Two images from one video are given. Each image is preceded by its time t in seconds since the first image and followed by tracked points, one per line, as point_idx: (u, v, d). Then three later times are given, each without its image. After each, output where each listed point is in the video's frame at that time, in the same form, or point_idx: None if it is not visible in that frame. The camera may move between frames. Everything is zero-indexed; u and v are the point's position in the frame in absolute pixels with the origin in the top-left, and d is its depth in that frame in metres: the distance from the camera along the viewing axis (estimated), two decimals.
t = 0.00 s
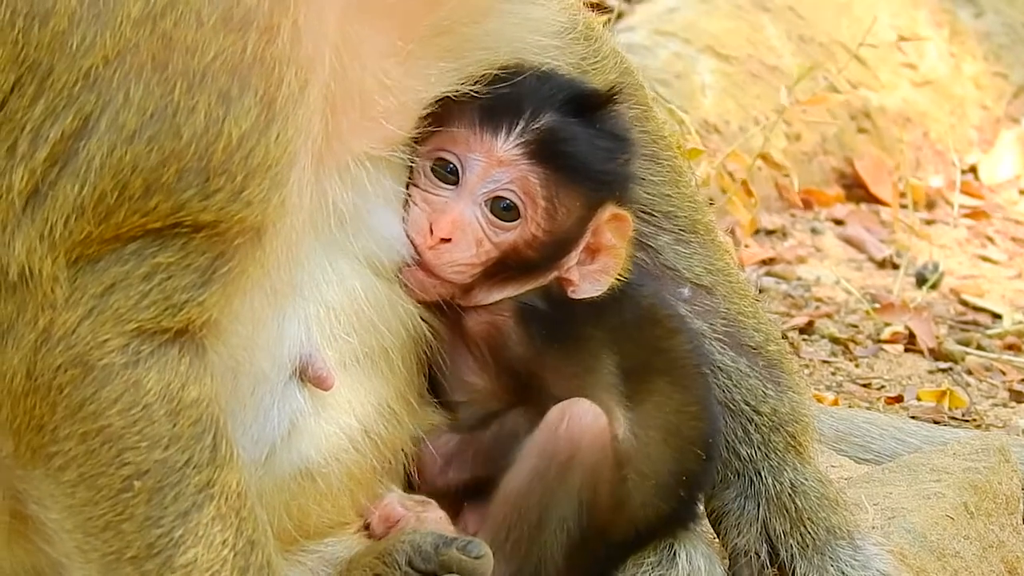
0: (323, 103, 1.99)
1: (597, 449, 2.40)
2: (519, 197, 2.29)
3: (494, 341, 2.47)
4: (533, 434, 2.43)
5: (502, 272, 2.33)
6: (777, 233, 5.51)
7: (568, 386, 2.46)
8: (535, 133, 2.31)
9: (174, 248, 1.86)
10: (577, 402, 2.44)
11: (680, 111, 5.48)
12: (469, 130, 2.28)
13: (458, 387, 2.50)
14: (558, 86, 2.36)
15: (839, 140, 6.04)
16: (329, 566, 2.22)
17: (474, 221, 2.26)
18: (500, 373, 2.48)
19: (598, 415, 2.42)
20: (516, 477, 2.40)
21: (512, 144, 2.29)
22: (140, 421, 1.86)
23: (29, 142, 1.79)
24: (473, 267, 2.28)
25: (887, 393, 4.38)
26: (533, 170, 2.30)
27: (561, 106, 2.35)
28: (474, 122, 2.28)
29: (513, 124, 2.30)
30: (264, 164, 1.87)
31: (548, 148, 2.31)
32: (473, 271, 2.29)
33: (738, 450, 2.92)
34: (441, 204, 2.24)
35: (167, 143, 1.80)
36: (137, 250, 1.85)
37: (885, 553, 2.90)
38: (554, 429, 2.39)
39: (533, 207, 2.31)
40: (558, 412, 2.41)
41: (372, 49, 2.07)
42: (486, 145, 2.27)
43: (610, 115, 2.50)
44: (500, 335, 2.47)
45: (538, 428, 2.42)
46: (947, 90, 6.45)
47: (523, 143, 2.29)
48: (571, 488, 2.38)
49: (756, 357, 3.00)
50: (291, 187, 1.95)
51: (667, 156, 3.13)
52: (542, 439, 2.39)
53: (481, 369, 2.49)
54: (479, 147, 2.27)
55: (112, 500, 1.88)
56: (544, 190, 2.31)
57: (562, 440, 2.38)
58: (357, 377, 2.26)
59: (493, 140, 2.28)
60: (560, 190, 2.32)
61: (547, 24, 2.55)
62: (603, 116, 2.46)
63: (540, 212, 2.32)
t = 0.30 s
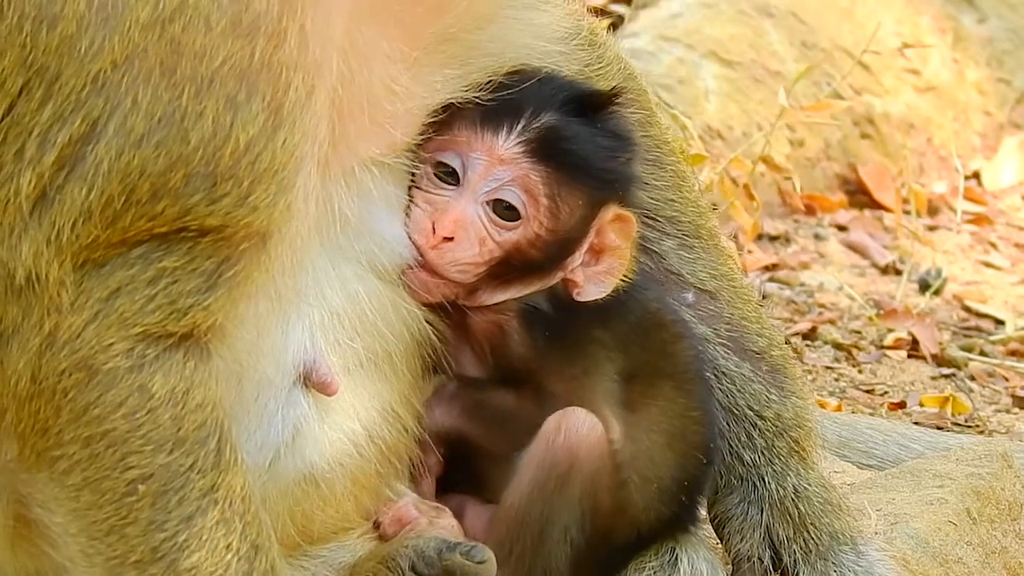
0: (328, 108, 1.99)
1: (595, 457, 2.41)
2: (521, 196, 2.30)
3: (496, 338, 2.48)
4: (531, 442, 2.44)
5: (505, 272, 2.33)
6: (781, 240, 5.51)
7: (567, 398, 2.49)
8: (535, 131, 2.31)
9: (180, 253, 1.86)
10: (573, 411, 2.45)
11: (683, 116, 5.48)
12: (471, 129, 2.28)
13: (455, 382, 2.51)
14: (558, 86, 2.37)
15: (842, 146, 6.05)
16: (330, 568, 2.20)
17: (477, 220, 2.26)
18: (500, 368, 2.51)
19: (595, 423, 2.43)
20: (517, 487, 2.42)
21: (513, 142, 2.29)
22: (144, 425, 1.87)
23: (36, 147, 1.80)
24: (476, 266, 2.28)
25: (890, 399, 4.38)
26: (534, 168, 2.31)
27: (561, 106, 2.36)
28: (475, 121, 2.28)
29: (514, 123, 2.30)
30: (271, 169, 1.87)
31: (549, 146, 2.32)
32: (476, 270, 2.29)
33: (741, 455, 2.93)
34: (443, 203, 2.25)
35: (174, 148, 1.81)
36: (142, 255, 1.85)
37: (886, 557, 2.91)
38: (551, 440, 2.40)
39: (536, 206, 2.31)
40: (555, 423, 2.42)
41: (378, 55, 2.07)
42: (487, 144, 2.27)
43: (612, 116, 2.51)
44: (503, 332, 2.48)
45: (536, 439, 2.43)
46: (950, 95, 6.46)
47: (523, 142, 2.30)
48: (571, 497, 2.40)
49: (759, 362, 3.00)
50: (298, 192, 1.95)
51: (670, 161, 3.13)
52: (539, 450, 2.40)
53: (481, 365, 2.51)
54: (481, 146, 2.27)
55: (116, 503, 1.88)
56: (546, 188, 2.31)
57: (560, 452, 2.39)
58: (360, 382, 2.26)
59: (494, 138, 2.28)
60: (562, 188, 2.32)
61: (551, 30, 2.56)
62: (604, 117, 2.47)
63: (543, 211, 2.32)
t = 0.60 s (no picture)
0: (332, 113, 2.00)
1: (596, 463, 2.41)
2: (522, 197, 2.32)
3: (498, 338, 2.48)
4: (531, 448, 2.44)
5: (506, 275, 2.34)
6: (782, 244, 5.52)
7: (570, 399, 2.49)
8: (536, 133, 2.34)
9: (183, 257, 1.87)
10: (572, 416, 2.44)
11: (686, 121, 5.49)
12: (472, 132, 2.30)
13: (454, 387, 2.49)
14: (559, 89, 2.40)
15: (843, 151, 6.06)
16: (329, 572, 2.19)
17: (478, 222, 2.28)
18: (496, 368, 2.51)
19: (595, 430, 2.43)
20: (519, 494, 2.42)
21: (513, 143, 2.32)
22: (147, 429, 1.87)
23: (40, 151, 1.80)
24: (477, 267, 2.30)
25: (891, 404, 4.38)
26: (535, 169, 2.33)
27: (562, 108, 2.39)
28: (477, 123, 2.31)
29: (514, 125, 2.33)
30: (274, 173, 1.88)
31: (550, 147, 2.34)
32: (477, 272, 2.30)
33: (744, 459, 2.93)
34: (445, 205, 2.26)
35: (179, 152, 1.81)
36: (145, 259, 1.86)
37: (887, 561, 2.92)
38: (552, 448, 2.39)
39: (537, 207, 2.33)
40: (555, 430, 2.41)
41: (382, 59, 2.08)
42: (489, 146, 2.30)
43: (613, 120, 2.54)
44: (503, 332, 2.48)
45: (535, 445, 2.42)
46: (948, 100, 6.44)
47: (524, 144, 2.32)
48: (573, 504, 2.40)
49: (761, 366, 3.00)
50: (301, 197, 1.96)
51: (671, 166, 3.14)
52: (539, 458, 2.39)
53: (477, 364, 2.50)
54: (482, 148, 2.30)
55: (118, 507, 1.89)
56: (547, 190, 2.33)
57: (561, 459, 2.39)
58: (361, 387, 2.26)
59: (495, 140, 2.30)
60: (563, 189, 2.34)
61: (552, 35, 2.57)
62: (605, 121, 2.49)
63: (544, 212, 2.34)
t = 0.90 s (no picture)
0: (334, 110, 2.00)
1: (591, 461, 2.42)
2: (522, 205, 2.33)
3: (499, 342, 2.47)
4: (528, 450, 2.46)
5: (506, 280, 2.35)
6: (780, 246, 5.52)
7: (570, 399, 2.48)
8: (539, 140, 2.35)
9: (185, 258, 1.86)
10: (568, 417, 2.46)
11: (683, 123, 5.49)
12: (473, 137, 2.30)
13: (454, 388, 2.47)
14: (563, 94, 2.40)
15: (840, 153, 6.07)
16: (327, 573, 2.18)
17: (478, 228, 2.29)
18: (498, 374, 2.49)
19: (590, 430, 2.44)
20: (514, 496, 2.44)
21: (515, 151, 2.32)
22: (149, 430, 1.87)
23: (45, 150, 1.80)
24: (477, 273, 2.30)
25: (889, 406, 4.38)
26: (536, 177, 2.34)
27: (564, 114, 2.39)
28: (479, 127, 2.30)
29: (517, 132, 2.33)
30: (277, 174, 1.87)
31: (551, 155, 2.35)
32: (476, 278, 2.31)
33: (742, 460, 2.94)
34: (445, 210, 2.26)
35: (183, 153, 1.81)
36: (146, 260, 1.85)
37: (886, 562, 2.91)
38: (546, 449, 2.42)
39: (537, 214, 2.34)
40: (549, 431, 2.43)
41: (385, 59, 2.07)
42: (490, 152, 2.30)
43: (614, 125, 2.54)
44: (504, 336, 2.47)
45: (530, 447, 2.45)
46: (949, 101, 6.47)
47: (526, 151, 2.33)
48: (568, 504, 2.42)
49: (760, 368, 3.01)
50: (303, 197, 1.97)
51: (671, 167, 3.13)
52: (534, 459, 2.42)
53: (479, 369, 2.48)
54: (483, 154, 2.30)
55: (118, 509, 1.88)
56: (548, 198, 2.35)
57: (555, 460, 2.41)
58: (360, 390, 2.25)
59: (496, 146, 2.31)
60: (564, 198, 2.36)
61: (553, 35, 2.56)
62: (606, 126, 2.50)
63: (544, 220, 2.35)
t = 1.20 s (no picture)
0: (332, 112, 1.99)
1: (584, 461, 2.40)
2: (521, 205, 2.33)
3: (505, 342, 2.50)
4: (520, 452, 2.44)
5: (505, 280, 2.35)
6: (777, 246, 5.53)
7: (569, 399, 2.50)
8: (537, 141, 2.34)
9: (184, 258, 1.86)
10: (559, 417, 2.44)
11: (680, 123, 5.49)
12: (473, 137, 2.30)
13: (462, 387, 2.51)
14: (562, 94, 2.40)
15: (838, 153, 6.08)
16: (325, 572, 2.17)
17: (477, 228, 2.29)
18: (505, 373, 2.51)
19: (582, 429, 2.42)
20: (508, 498, 2.41)
21: (514, 151, 2.32)
22: (146, 430, 1.87)
23: (45, 151, 1.79)
24: (476, 274, 2.30)
25: (886, 406, 4.38)
26: (535, 177, 2.34)
27: (563, 114, 2.39)
28: (478, 128, 2.30)
29: (515, 132, 2.33)
30: (276, 175, 1.87)
31: (550, 155, 2.35)
32: (476, 278, 2.31)
33: (740, 460, 2.93)
34: (444, 211, 2.26)
35: (182, 154, 1.80)
36: (146, 260, 1.85)
37: (884, 563, 2.91)
38: (539, 449, 2.39)
39: (536, 215, 2.34)
40: (542, 432, 2.41)
41: (385, 62, 2.08)
42: (489, 153, 2.30)
43: (613, 125, 2.55)
44: (511, 338, 2.50)
45: (523, 448, 2.42)
46: (946, 102, 6.47)
47: (525, 151, 2.33)
48: (562, 505, 2.39)
49: (757, 368, 3.01)
50: (301, 198, 1.97)
51: (669, 167, 3.13)
52: (527, 460, 2.39)
53: (488, 369, 2.51)
54: (482, 154, 2.30)
55: (117, 509, 1.87)
56: (547, 199, 2.34)
57: (548, 461, 2.38)
58: (360, 391, 2.24)
59: (495, 147, 2.31)
60: (563, 198, 2.35)
61: (552, 36, 2.56)
62: (604, 127, 2.50)
63: (543, 220, 2.35)
